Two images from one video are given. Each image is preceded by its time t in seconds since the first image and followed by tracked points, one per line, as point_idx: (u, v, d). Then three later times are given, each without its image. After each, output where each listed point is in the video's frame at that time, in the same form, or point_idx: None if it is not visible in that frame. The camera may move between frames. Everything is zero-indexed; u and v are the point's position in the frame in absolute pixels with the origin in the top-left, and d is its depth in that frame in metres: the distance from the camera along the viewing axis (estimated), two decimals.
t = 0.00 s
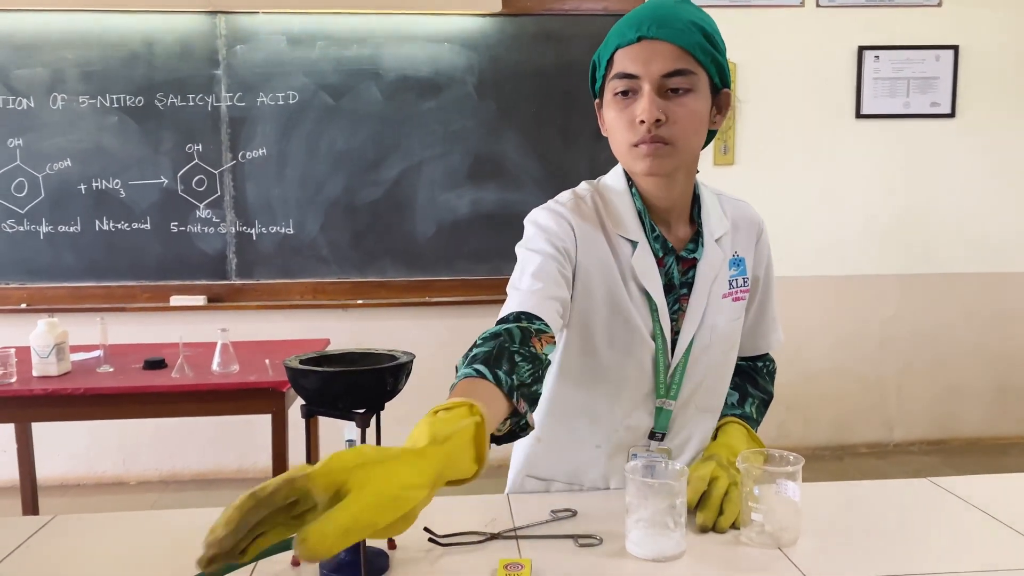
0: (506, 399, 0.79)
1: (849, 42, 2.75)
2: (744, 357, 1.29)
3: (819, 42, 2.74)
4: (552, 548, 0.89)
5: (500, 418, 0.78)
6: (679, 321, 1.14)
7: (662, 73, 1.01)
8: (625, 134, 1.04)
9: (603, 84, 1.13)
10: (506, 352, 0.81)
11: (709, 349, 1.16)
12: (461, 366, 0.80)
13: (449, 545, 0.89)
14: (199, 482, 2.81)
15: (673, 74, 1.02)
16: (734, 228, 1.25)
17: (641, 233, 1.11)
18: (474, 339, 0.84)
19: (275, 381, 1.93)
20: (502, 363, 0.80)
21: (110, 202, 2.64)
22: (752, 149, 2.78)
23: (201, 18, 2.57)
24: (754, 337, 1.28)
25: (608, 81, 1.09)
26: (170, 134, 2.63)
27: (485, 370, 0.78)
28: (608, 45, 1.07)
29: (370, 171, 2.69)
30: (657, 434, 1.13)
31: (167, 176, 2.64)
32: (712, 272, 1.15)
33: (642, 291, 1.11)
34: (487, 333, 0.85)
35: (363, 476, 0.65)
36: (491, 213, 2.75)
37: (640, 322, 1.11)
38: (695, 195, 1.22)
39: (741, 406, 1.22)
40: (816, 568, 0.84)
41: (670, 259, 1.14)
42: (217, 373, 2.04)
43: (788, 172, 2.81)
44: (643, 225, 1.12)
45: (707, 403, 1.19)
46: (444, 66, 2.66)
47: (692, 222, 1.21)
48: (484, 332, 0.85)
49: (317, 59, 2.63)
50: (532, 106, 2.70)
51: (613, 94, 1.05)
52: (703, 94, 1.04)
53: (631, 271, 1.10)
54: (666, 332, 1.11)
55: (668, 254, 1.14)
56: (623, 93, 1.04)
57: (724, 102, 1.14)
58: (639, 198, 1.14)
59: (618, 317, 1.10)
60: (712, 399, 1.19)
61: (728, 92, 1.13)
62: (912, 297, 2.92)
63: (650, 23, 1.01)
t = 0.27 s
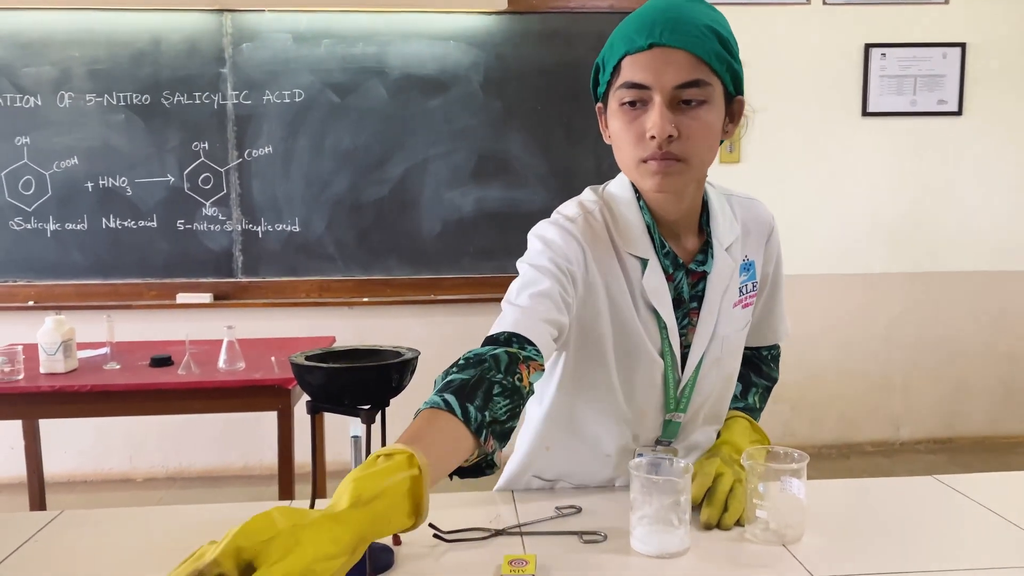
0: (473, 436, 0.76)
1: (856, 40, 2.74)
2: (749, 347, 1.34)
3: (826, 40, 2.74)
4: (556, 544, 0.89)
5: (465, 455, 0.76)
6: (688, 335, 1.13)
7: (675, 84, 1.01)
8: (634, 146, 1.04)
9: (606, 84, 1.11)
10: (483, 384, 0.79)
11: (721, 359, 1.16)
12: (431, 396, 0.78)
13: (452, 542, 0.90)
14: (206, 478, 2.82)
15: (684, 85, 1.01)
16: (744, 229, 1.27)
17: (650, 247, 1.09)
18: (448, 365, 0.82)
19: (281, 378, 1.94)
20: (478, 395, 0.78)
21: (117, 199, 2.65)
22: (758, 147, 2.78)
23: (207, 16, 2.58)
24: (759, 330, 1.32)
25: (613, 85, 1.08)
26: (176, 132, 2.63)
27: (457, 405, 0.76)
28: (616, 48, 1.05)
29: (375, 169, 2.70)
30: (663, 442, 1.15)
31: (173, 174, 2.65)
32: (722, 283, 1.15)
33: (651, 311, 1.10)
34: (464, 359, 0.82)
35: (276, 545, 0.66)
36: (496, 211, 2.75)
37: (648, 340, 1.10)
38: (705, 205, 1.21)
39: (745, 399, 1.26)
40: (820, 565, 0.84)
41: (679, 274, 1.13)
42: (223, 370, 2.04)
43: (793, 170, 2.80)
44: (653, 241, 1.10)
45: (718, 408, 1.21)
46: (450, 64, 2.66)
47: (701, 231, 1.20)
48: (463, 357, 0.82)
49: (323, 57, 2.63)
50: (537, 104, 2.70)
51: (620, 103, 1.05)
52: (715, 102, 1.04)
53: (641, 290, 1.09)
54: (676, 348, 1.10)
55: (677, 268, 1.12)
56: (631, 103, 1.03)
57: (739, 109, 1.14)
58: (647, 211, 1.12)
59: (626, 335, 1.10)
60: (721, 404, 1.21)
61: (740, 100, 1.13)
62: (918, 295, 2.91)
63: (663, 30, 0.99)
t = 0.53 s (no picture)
0: (478, 460, 0.75)
1: (862, 38, 2.74)
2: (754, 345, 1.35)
3: (831, 39, 2.73)
4: (561, 543, 0.89)
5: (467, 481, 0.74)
6: (698, 343, 1.12)
7: (692, 96, 1.00)
8: (648, 158, 1.03)
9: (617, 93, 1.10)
10: (490, 405, 0.77)
11: (729, 366, 1.16)
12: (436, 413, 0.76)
13: (457, 540, 0.90)
14: (211, 477, 2.82)
15: (701, 98, 1.00)
16: (754, 233, 1.26)
17: (661, 255, 1.07)
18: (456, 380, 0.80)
19: (285, 377, 1.94)
20: (485, 415, 0.76)
21: (122, 198, 2.66)
22: (763, 146, 2.77)
23: (213, 15, 2.59)
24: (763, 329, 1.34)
25: (625, 94, 1.07)
26: (182, 131, 2.64)
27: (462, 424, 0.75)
28: (628, 57, 1.04)
29: (380, 168, 2.70)
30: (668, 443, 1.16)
31: (179, 173, 2.66)
32: (732, 291, 1.14)
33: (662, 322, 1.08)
34: (472, 374, 0.81)
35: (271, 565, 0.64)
36: (501, 209, 2.75)
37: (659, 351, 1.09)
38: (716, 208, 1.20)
39: (749, 397, 1.29)
40: (826, 565, 0.84)
41: (689, 282, 1.11)
42: (228, 369, 2.05)
43: (799, 169, 2.80)
44: (664, 251, 1.09)
45: (723, 410, 1.21)
46: (455, 63, 2.66)
47: (710, 236, 1.20)
48: (471, 372, 0.81)
49: (328, 56, 2.64)
50: (542, 102, 2.70)
51: (633, 113, 1.04)
52: (731, 114, 1.03)
53: (652, 301, 1.08)
54: (686, 357, 1.09)
55: (686, 277, 1.11)
56: (646, 114, 1.02)
57: (751, 120, 1.13)
58: (658, 219, 1.11)
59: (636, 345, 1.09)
60: (727, 406, 1.21)
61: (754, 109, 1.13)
62: (924, 295, 2.91)
63: (681, 40, 0.99)
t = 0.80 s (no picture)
0: (475, 452, 0.75)
1: (865, 37, 2.73)
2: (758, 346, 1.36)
3: (835, 38, 2.73)
4: (564, 543, 0.89)
5: (463, 472, 0.74)
6: (703, 342, 1.12)
7: (705, 95, 0.99)
8: (657, 155, 1.03)
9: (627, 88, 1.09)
10: (488, 397, 0.77)
11: (734, 367, 1.16)
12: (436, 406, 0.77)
13: (460, 541, 0.90)
14: (214, 476, 2.82)
15: (713, 97, 1.00)
16: (762, 234, 1.26)
17: (666, 254, 1.07)
18: (454, 373, 0.80)
19: (288, 377, 1.94)
20: (483, 405, 0.76)
21: (126, 198, 2.66)
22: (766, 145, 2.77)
23: (216, 15, 2.59)
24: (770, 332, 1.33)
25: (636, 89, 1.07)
26: (185, 131, 2.64)
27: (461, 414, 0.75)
28: (641, 53, 1.03)
29: (383, 168, 2.70)
30: (671, 442, 1.16)
31: (182, 173, 2.66)
32: (738, 291, 1.14)
33: (665, 319, 1.08)
34: (471, 368, 0.81)
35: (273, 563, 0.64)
36: (504, 209, 2.75)
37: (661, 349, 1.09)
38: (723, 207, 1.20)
39: (752, 398, 1.31)
40: (830, 565, 0.84)
41: (693, 282, 1.11)
42: (231, 368, 2.05)
43: (802, 168, 2.79)
44: (669, 250, 1.09)
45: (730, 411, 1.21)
46: (458, 63, 2.66)
47: (717, 235, 1.20)
48: (471, 365, 0.81)
49: (331, 56, 2.64)
50: (545, 102, 2.70)
51: (645, 108, 1.03)
52: (741, 114, 1.03)
53: (655, 299, 1.07)
54: (690, 358, 1.09)
55: (690, 276, 1.11)
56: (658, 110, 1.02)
57: (762, 120, 1.13)
58: (663, 218, 1.11)
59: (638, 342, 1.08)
60: (733, 407, 1.21)
61: (765, 109, 1.12)
62: (928, 294, 2.90)
63: (696, 39, 0.98)
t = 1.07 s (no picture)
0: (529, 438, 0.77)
1: (865, 38, 2.73)
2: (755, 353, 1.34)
3: (835, 38, 2.73)
4: (564, 544, 0.89)
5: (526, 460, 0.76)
6: (694, 327, 1.13)
7: (698, 79, 1.00)
8: (652, 138, 1.04)
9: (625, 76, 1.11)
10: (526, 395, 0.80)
11: (726, 356, 1.16)
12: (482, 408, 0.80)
13: (461, 542, 0.90)
14: (214, 478, 2.82)
15: (706, 81, 1.01)
16: (754, 228, 1.25)
17: (654, 237, 1.09)
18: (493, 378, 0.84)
19: (288, 378, 1.94)
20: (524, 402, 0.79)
21: (126, 200, 2.66)
22: (766, 146, 2.77)
23: (216, 16, 2.59)
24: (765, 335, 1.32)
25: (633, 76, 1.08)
26: (185, 132, 2.64)
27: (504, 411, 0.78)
28: (639, 40, 1.04)
29: (383, 169, 2.70)
30: (671, 438, 1.14)
31: (181, 174, 2.66)
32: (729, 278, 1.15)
33: (653, 297, 1.10)
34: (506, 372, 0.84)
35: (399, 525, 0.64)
36: (504, 210, 2.75)
37: (649, 328, 1.10)
38: (715, 196, 1.21)
39: (753, 403, 1.28)
40: (830, 566, 0.84)
41: (684, 266, 1.13)
42: (231, 370, 2.05)
43: (802, 169, 2.79)
44: (656, 232, 1.11)
45: (725, 406, 1.20)
46: (457, 64, 2.66)
47: (709, 222, 1.20)
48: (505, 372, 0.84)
49: (331, 57, 2.64)
50: (545, 103, 2.70)
51: (641, 93, 1.04)
52: (734, 100, 1.04)
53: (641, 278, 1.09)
54: (680, 341, 1.10)
55: (682, 260, 1.12)
56: (653, 95, 1.03)
57: (752, 108, 1.14)
58: (653, 203, 1.13)
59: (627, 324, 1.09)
60: (730, 402, 1.20)
61: (755, 95, 1.13)
62: (928, 295, 2.90)
63: (689, 27, 0.99)
